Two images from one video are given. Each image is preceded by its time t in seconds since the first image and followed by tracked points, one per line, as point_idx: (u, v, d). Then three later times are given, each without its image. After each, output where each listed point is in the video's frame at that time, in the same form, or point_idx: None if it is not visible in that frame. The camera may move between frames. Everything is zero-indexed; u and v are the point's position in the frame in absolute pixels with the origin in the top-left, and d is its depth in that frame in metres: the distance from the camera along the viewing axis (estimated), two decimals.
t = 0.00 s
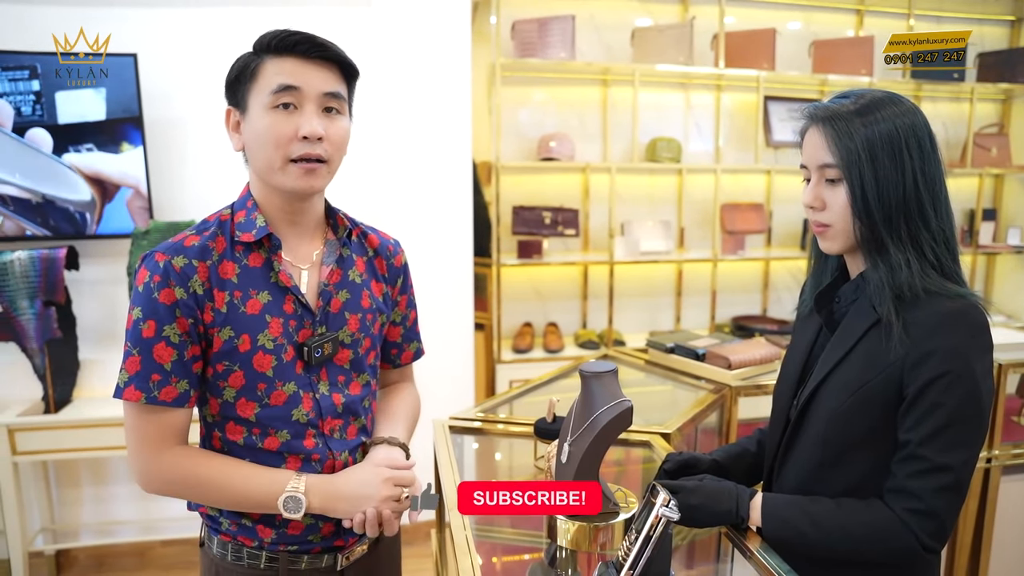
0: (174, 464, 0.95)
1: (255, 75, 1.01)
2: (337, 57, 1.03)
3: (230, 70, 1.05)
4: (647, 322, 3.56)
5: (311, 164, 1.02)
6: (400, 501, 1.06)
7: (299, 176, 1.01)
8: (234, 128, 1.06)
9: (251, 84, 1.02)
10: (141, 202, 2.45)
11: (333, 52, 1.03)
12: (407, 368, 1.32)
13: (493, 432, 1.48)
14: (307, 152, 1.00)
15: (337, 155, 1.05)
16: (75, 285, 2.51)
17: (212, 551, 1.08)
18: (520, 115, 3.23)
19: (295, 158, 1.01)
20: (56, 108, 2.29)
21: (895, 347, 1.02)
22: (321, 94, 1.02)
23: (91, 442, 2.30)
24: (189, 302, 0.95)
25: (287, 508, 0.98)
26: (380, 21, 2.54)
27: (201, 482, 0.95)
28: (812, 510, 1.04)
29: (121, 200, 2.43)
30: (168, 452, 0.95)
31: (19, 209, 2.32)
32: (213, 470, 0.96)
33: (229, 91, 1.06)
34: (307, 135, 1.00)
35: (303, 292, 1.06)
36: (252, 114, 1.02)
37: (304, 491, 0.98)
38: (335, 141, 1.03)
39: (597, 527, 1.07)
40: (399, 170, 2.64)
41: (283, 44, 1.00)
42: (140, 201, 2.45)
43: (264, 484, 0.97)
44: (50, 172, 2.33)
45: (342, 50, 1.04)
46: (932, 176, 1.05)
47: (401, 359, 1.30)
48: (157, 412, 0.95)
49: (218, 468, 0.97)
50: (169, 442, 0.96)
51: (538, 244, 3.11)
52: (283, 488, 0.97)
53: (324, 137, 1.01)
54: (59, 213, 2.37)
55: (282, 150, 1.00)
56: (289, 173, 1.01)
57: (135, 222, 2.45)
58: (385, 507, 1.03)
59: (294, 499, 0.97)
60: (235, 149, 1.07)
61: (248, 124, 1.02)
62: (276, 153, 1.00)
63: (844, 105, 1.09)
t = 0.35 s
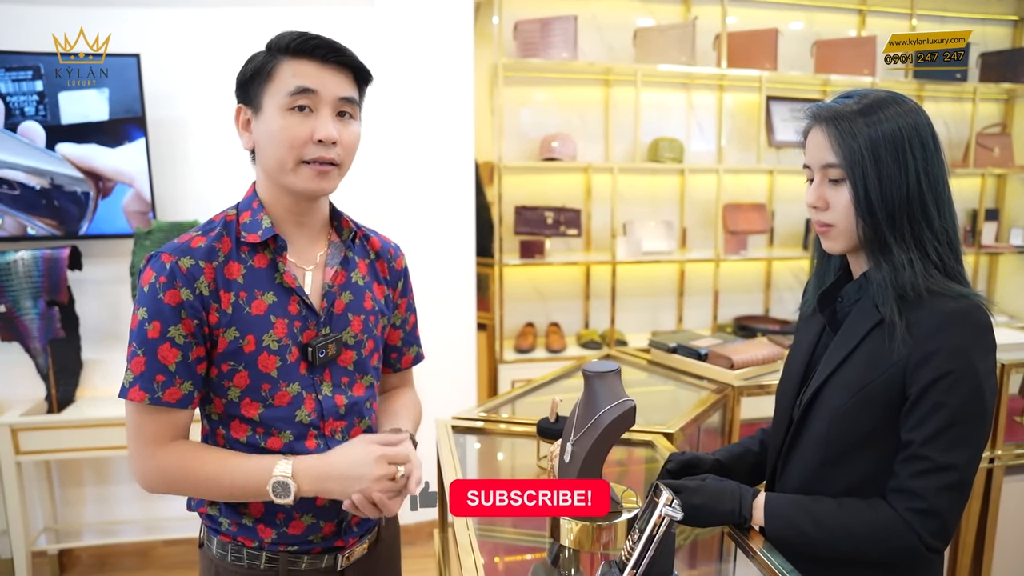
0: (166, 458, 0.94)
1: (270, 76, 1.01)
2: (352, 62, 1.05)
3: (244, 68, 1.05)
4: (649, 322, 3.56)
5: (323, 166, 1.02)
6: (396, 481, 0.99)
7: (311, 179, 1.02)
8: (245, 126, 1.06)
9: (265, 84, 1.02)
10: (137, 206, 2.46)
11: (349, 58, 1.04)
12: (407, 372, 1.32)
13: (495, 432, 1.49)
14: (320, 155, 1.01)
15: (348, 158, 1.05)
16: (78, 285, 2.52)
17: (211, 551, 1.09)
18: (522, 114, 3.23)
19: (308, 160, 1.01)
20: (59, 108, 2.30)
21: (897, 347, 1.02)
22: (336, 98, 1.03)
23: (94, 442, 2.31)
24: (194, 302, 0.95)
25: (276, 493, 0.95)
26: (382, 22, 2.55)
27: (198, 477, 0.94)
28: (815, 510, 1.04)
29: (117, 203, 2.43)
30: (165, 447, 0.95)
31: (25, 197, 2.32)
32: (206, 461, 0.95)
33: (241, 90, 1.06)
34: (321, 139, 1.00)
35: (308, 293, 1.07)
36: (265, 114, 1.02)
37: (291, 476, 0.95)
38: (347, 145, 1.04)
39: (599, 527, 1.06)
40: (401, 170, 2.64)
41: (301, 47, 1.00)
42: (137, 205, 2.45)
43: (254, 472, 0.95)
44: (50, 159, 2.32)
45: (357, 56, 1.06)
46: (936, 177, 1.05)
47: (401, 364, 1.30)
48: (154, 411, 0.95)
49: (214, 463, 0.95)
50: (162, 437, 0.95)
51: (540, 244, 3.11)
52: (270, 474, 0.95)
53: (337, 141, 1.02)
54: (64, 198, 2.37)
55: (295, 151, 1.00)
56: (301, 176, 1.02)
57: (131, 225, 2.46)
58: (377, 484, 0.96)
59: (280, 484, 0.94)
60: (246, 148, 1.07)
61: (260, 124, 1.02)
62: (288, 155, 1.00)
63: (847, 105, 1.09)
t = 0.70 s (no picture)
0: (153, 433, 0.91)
1: (282, 78, 1.01)
2: (365, 67, 1.04)
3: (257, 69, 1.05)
4: (651, 322, 3.55)
5: (331, 171, 1.02)
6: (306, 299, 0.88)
7: (318, 183, 1.01)
8: (257, 127, 1.07)
9: (276, 87, 1.02)
10: (134, 207, 2.45)
11: (362, 62, 1.04)
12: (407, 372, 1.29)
13: (496, 432, 1.49)
14: (328, 160, 1.01)
15: (358, 163, 1.05)
16: (79, 285, 2.52)
17: (207, 552, 1.08)
18: (524, 114, 3.23)
19: (316, 164, 1.01)
20: (60, 108, 2.30)
21: (901, 347, 1.02)
22: (347, 103, 1.03)
23: (95, 442, 2.31)
24: (203, 294, 0.95)
25: (223, 384, 0.85)
26: (383, 22, 2.54)
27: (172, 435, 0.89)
28: (817, 510, 1.04)
29: (114, 204, 2.42)
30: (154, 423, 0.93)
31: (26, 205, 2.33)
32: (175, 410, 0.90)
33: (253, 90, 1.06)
34: (329, 144, 1.00)
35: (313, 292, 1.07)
36: (276, 118, 1.02)
37: (223, 359, 0.85)
38: (357, 150, 1.03)
39: (602, 527, 1.05)
40: (402, 170, 2.64)
41: (313, 50, 1.00)
42: (134, 206, 2.45)
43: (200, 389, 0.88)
44: (54, 171, 2.34)
45: (371, 60, 1.05)
46: (939, 177, 1.05)
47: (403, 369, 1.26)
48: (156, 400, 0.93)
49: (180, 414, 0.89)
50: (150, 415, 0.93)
51: (542, 244, 3.10)
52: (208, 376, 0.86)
53: (346, 146, 1.01)
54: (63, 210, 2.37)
55: (304, 156, 1.00)
56: (309, 179, 1.01)
57: (127, 226, 2.45)
58: (288, 305, 0.85)
59: (219, 374, 0.85)
60: (257, 149, 1.08)
61: (271, 126, 1.02)
62: (297, 159, 1.00)
63: (850, 105, 1.09)
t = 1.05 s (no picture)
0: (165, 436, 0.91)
1: (298, 76, 1.01)
2: (382, 65, 1.04)
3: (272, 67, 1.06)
4: (653, 322, 3.55)
5: (346, 170, 1.01)
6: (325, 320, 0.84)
7: (333, 182, 1.01)
8: (272, 126, 1.07)
9: (292, 84, 1.02)
10: (129, 209, 2.44)
11: (379, 60, 1.03)
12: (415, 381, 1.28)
13: (499, 433, 1.48)
14: (342, 159, 1.00)
15: (373, 163, 1.04)
16: (79, 286, 2.52)
17: (208, 551, 1.08)
18: (526, 114, 3.23)
19: (329, 163, 1.00)
20: (60, 108, 2.29)
21: (908, 348, 1.02)
22: (362, 101, 1.02)
23: (97, 442, 2.30)
24: (213, 296, 0.95)
25: (235, 401, 0.85)
26: (385, 22, 2.54)
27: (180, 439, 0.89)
28: (823, 511, 1.03)
29: (110, 205, 2.42)
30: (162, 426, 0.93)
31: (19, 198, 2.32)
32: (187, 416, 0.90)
33: (269, 86, 1.06)
34: (343, 143, 0.99)
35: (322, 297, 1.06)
36: (291, 116, 1.02)
37: (239, 377, 0.84)
38: (372, 149, 1.03)
39: (607, 529, 1.06)
40: (405, 170, 2.63)
41: (328, 47, 1.00)
42: (129, 208, 2.44)
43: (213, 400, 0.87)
44: (50, 168, 2.33)
45: (389, 59, 1.04)
46: (946, 176, 1.05)
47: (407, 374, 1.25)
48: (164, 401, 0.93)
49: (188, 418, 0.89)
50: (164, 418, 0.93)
51: (544, 245, 3.11)
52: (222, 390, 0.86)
53: (361, 145, 1.01)
54: (55, 207, 2.36)
55: (317, 154, 1.00)
56: (322, 179, 1.01)
57: (119, 227, 2.44)
58: (304, 328, 0.82)
59: (233, 389, 0.84)
60: (271, 147, 1.08)
61: (285, 124, 1.02)
62: (310, 158, 1.00)
63: (856, 105, 1.08)
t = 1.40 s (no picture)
0: (208, 448, 0.90)
1: (287, 73, 1.01)
2: (370, 57, 1.03)
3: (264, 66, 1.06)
4: (654, 322, 3.55)
5: (338, 164, 1.01)
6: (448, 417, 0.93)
7: (327, 176, 1.01)
8: (266, 125, 1.07)
9: (284, 82, 1.02)
10: (130, 210, 2.44)
11: (366, 52, 1.02)
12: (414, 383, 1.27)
13: (499, 434, 1.47)
14: (334, 153, 1.00)
15: (366, 157, 1.04)
16: (80, 286, 2.52)
17: (209, 554, 1.08)
18: (526, 115, 3.23)
19: (322, 157, 1.00)
20: (62, 108, 2.29)
21: (909, 349, 1.02)
22: (352, 94, 1.02)
23: (98, 443, 2.30)
24: (218, 293, 0.95)
25: (332, 449, 0.91)
26: (385, 22, 2.54)
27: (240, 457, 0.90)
28: (824, 512, 1.03)
29: (112, 206, 2.42)
30: (205, 439, 0.91)
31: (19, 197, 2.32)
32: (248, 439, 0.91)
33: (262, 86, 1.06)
34: (335, 136, 0.99)
35: (323, 294, 1.06)
36: (283, 112, 1.02)
37: (345, 425, 0.92)
38: (365, 143, 1.03)
39: (607, 530, 1.05)
40: (406, 170, 2.63)
41: (316, 42, 0.99)
42: (129, 209, 2.44)
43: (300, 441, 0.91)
44: (50, 169, 2.33)
45: (376, 51, 1.04)
46: (947, 176, 1.05)
47: (407, 375, 1.24)
48: (184, 401, 0.91)
49: (260, 440, 0.91)
50: (203, 427, 0.92)
51: (545, 245, 3.11)
52: (321, 431, 0.91)
53: (352, 138, 1.01)
54: (54, 210, 2.36)
55: (310, 149, 1.00)
56: (316, 174, 1.01)
57: (119, 228, 2.44)
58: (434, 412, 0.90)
59: (337, 437, 0.91)
60: (266, 147, 1.08)
61: (279, 122, 1.02)
62: (304, 152, 1.00)
63: (857, 105, 1.08)
